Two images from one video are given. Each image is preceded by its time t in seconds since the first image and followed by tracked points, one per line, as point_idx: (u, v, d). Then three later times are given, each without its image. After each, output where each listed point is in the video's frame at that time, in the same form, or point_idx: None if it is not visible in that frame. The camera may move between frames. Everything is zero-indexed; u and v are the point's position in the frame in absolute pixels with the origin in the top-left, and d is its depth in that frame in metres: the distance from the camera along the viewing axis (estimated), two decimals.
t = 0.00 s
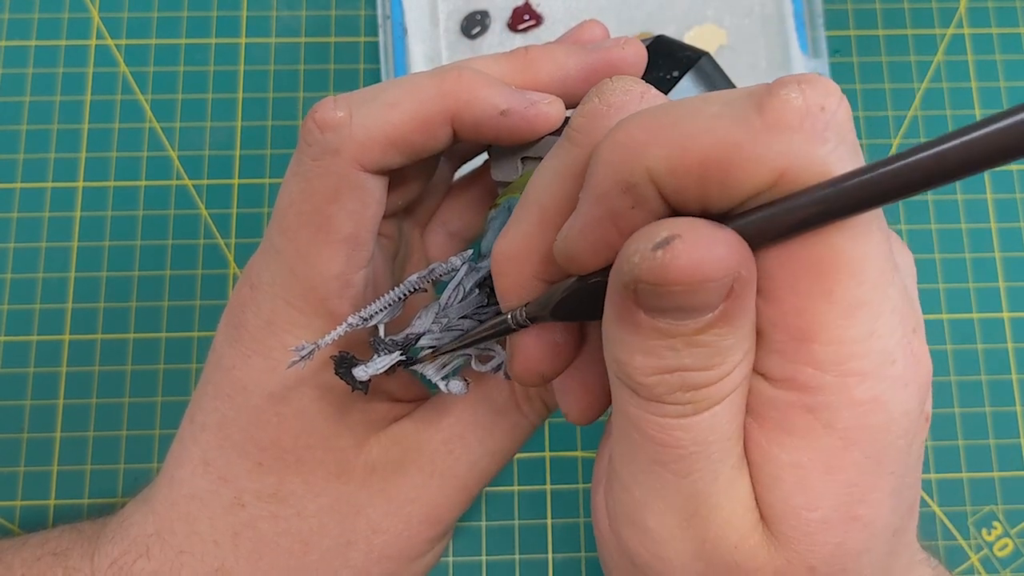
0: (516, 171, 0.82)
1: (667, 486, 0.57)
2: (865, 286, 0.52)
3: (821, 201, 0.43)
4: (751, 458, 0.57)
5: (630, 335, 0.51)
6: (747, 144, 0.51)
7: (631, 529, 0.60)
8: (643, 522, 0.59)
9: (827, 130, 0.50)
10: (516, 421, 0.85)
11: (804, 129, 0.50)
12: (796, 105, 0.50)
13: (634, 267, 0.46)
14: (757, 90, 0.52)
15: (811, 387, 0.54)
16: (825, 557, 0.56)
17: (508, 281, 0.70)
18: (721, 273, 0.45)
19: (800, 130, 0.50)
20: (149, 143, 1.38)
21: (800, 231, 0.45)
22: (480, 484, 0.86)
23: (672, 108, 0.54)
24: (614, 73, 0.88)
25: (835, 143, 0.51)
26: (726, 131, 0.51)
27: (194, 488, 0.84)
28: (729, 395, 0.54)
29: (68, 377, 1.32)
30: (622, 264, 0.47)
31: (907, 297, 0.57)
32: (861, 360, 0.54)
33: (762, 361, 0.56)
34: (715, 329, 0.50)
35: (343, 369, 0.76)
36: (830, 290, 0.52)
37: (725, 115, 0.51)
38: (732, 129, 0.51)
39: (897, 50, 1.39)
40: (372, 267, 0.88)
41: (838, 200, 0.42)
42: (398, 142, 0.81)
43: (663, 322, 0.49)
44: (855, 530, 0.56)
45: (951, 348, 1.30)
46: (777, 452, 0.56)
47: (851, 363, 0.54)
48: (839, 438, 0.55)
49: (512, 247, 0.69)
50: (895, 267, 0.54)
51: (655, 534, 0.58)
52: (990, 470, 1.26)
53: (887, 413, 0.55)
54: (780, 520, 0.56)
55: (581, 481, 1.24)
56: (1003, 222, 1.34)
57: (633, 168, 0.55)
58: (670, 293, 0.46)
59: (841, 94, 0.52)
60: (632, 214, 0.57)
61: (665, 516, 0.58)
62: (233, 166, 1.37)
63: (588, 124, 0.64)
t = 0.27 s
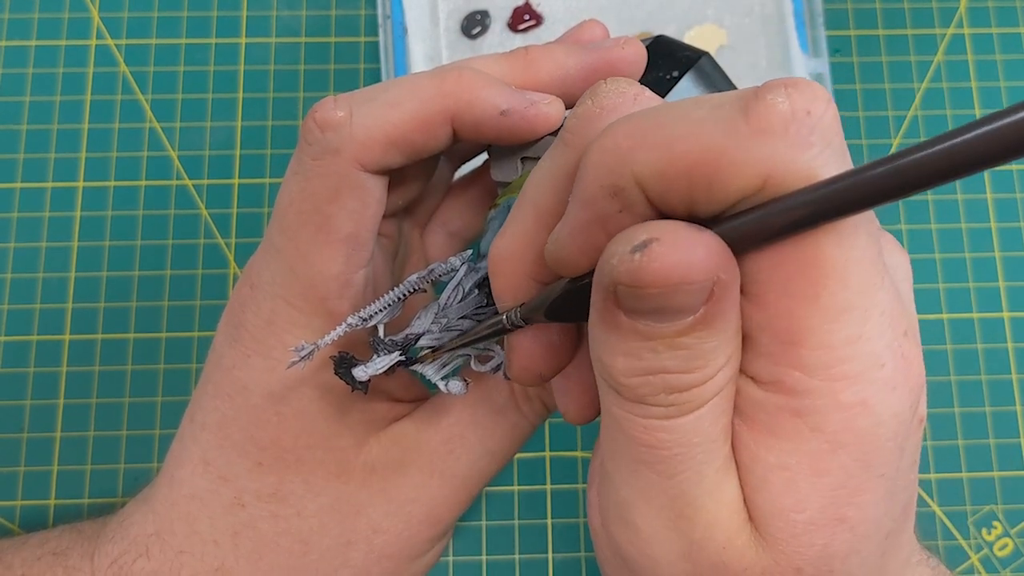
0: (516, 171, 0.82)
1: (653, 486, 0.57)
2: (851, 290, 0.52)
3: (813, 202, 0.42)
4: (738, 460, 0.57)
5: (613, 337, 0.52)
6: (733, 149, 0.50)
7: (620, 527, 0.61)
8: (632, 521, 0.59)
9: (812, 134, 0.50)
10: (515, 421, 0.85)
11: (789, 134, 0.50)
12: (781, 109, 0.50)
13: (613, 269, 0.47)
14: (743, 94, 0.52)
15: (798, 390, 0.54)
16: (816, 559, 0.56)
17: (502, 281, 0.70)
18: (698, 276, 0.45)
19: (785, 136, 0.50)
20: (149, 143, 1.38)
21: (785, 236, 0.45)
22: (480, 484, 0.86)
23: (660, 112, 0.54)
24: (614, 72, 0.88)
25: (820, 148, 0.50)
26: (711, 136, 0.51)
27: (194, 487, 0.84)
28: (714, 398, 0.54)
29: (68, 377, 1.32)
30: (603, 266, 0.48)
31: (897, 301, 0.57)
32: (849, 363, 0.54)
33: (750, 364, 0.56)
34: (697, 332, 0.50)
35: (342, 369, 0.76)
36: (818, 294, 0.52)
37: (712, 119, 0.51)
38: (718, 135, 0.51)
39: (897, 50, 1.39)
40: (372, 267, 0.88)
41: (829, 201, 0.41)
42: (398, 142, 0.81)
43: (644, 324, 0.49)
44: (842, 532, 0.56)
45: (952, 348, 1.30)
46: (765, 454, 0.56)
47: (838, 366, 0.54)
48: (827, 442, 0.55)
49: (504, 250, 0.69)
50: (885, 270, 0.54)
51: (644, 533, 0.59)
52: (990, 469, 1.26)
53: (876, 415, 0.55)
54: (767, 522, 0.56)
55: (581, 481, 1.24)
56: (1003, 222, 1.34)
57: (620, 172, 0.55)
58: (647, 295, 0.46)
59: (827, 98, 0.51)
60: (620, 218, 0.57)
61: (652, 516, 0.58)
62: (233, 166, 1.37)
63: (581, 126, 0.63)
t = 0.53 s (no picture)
0: (517, 173, 0.82)
1: (661, 484, 0.57)
2: (861, 289, 0.52)
3: (819, 203, 0.42)
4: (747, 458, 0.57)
5: (625, 333, 0.51)
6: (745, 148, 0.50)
7: (626, 524, 0.61)
8: (637, 518, 0.59)
9: (826, 133, 0.50)
10: (516, 422, 0.85)
11: (802, 132, 0.50)
12: (796, 108, 0.50)
13: (628, 265, 0.47)
14: (757, 93, 0.52)
15: (808, 388, 0.54)
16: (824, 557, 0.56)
17: (510, 281, 0.70)
18: (713, 272, 0.45)
19: (799, 134, 0.50)
20: (149, 143, 1.38)
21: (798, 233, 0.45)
22: (481, 485, 0.86)
23: (672, 111, 0.54)
24: (615, 73, 0.88)
25: (835, 146, 0.51)
26: (725, 135, 0.51)
27: (194, 488, 0.84)
28: (725, 395, 0.54)
29: (68, 376, 1.32)
30: (617, 262, 0.48)
31: (906, 300, 0.57)
32: (857, 363, 0.54)
33: (760, 362, 0.56)
34: (709, 329, 0.50)
35: (344, 371, 0.76)
36: (829, 293, 0.52)
37: (726, 117, 0.51)
38: (733, 133, 0.51)
39: (897, 49, 1.39)
40: (372, 267, 0.88)
41: (836, 201, 0.42)
42: (399, 143, 0.81)
43: (656, 321, 0.49)
44: (849, 531, 0.56)
45: (951, 348, 1.30)
46: (774, 452, 0.56)
47: (847, 366, 0.54)
48: (835, 440, 0.55)
49: (512, 249, 0.69)
50: (894, 270, 0.54)
51: (649, 530, 0.59)
52: (991, 469, 1.26)
53: (885, 415, 0.55)
54: (776, 520, 0.56)
55: (581, 481, 1.24)
56: (1003, 222, 1.34)
57: (632, 170, 0.55)
58: (662, 291, 0.46)
59: (841, 97, 0.52)
60: (632, 216, 0.57)
61: (658, 514, 0.58)
62: (233, 166, 1.37)
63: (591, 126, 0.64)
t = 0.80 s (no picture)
0: (517, 173, 0.81)
1: (679, 483, 0.57)
2: (879, 288, 0.52)
3: (841, 203, 0.43)
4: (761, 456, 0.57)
5: (646, 333, 0.51)
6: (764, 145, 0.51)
7: (638, 524, 0.60)
8: (651, 518, 0.59)
9: (844, 131, 0.51)
10: (516, 423, 0.85)
11: (821, 130, 0.50)
12: (815, 106, 0.50)
13: (653, 264, 0.47)
14: (776, 91, 0.52)
15: (823, 387, 0.54)
16: (838, 557, 0.56)
17: (522, 276, 0.70)
18: (739, 271, 0.45)
19: (817, 132, 0.50)
20: (149, 143, 1.38)
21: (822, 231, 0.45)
22: (481, 485, 0.86)
23: (689, 108, 0.54)
24: (615, 74, 0.88)
25: (852, 145, 0.51)
26: (744, 132, 0.51)
27: (194, 488, 0.84)
28: (745, 395, 0.54)
29: (68, 376, 1.32)
30: (641, 260, 0.48)
31: (920, 300, 0.57)
32: (873, 362, 0.54)
33: (776, 361, 0.56)
34: (732, 328, 0.50)
35: (344, 371, 0.76)
36: (847, 292, 0.52)
37: (745, 115, 0.51)
38: (753, 131, 0.51)
39: (897, 49, 1.39)
40: (372, 268, 0.88)
41: (861, 199, 0.42)
42: (399, 143, 0.81)
43: (679, 320, 0.49)
44: (864, 530, 0.56)
45: (951, 348, 1.30)
46: (790, 451, 0.56)
47: (864, 365, 0.54)
48: (850, 439, 0.55)
49: (525, 244, 0.69)
50: (910, 270, 0.54)
51: (663, 529, 0.58)
52: (990, 469, 1.26)
53: (900, 414, 0.55)
54: (791, 519, 0.56)
55: (582, 481, 1.24)
56: (1003, 221, 1.34)
57: (649, 168, 0.55)
58: (687, 290, 0.46)
59: (858, 98, 0.52)
60: (649, 213, 0.57)
61: (672, 513, 0.58)
62: (233, 166, 1.37)
63: (603, 122, 0.63)
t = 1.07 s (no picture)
0: (516, 173, 0.82)
1: (662, 489, 0.57)
2: (861, 294, 0.52)
3: (817, 211, 0.43)
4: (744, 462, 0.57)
5: (623, 340, 0.51)
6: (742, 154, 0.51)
7: (626, 529, 0.61)
8: (638, 523, 0.59)
9: (823, 138, 0.50)
10: (515, 423, 0.85)
11: (799, 138, 0.50)
12: (793, 115, 0.50)
13: (624, 273, 0.47)
14: (755, 98, 0.52)
15: (805, 395, 0.54)
16: (824, 561, 0.56)
17: (510, 280, 0.70)
18: (710, 280, 0.45)
19: (796, 140, 0.50)
20: (149, 143, 1.38)
21: (795, 240, 0.45)
22: (480, 486, 0.86)
23: (669, 117, 0.54)
24: (615, 74, 0.88)
25: (832, 153, 0.50)
26: (724, 140, 0.51)
27: (194, 488, 0.84)
28: (722, 401, 0.54)
29: (68, 376, 1.32)
30: (613, 269, 0.48)
31: (905, 307, 0.57)
32: (857, 368, 0.54)
33: (758, 368, 0.56)
34: (708, 335, 0.50)
35: (342, 371, 0.76)
36: (828, 298, 0.52)
37: (725, 123, 0.51)
38: (731, 139, 0.51)
39: (898, 49, 1.39)
40: (372, 268, 0.88)
41: (836, 210, 0.42)
42: (399, 143, 0.81)
43: (655, 328, 0.49)
44: (849, 535, 0.56)
45: (952, 347, 1.30)
46: (773, 457, 0.56)
47: (847, 371, 0.54)
48: (834, 446, 0.55)
49: (510, 249, 0.69)
50: (893, 277, 0.54)
51: (650, 534, 0.58)
52: (991, 469, 1.26)
53: (886, 420, 0.55)
54: (774, 525, 0.56)
55: (581, 481, 1.24)
56: (1003, 221, 1.34)
57: (630, 176, 0.55)
58: (658, 298, 0.46)
59: (838, 103, 0.52)
60: (630, 221, 0.57)
61: (658, 518, 0.58)
62: (233, 166, 1.37)
63: (592, 129, 0.63)
